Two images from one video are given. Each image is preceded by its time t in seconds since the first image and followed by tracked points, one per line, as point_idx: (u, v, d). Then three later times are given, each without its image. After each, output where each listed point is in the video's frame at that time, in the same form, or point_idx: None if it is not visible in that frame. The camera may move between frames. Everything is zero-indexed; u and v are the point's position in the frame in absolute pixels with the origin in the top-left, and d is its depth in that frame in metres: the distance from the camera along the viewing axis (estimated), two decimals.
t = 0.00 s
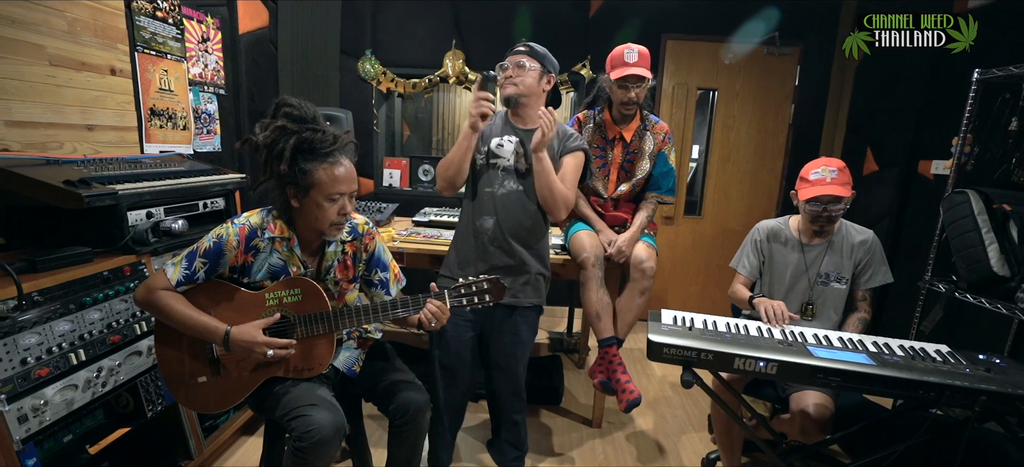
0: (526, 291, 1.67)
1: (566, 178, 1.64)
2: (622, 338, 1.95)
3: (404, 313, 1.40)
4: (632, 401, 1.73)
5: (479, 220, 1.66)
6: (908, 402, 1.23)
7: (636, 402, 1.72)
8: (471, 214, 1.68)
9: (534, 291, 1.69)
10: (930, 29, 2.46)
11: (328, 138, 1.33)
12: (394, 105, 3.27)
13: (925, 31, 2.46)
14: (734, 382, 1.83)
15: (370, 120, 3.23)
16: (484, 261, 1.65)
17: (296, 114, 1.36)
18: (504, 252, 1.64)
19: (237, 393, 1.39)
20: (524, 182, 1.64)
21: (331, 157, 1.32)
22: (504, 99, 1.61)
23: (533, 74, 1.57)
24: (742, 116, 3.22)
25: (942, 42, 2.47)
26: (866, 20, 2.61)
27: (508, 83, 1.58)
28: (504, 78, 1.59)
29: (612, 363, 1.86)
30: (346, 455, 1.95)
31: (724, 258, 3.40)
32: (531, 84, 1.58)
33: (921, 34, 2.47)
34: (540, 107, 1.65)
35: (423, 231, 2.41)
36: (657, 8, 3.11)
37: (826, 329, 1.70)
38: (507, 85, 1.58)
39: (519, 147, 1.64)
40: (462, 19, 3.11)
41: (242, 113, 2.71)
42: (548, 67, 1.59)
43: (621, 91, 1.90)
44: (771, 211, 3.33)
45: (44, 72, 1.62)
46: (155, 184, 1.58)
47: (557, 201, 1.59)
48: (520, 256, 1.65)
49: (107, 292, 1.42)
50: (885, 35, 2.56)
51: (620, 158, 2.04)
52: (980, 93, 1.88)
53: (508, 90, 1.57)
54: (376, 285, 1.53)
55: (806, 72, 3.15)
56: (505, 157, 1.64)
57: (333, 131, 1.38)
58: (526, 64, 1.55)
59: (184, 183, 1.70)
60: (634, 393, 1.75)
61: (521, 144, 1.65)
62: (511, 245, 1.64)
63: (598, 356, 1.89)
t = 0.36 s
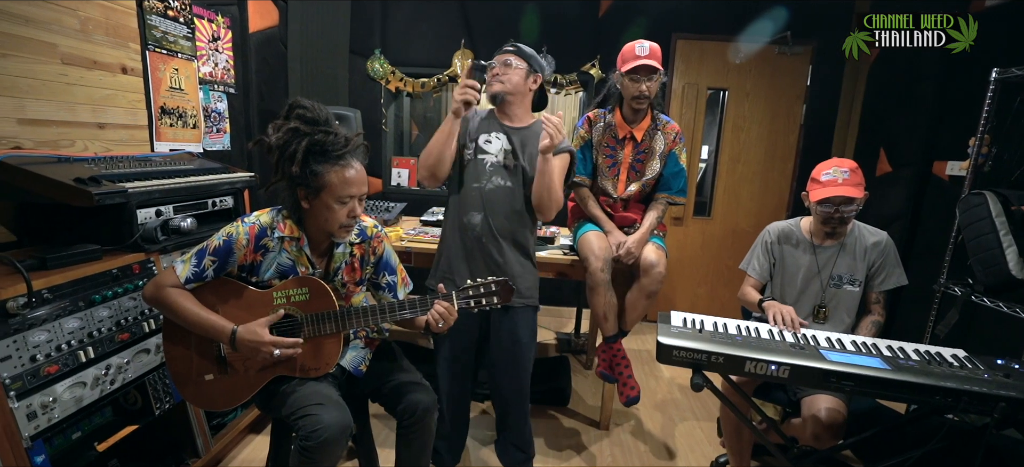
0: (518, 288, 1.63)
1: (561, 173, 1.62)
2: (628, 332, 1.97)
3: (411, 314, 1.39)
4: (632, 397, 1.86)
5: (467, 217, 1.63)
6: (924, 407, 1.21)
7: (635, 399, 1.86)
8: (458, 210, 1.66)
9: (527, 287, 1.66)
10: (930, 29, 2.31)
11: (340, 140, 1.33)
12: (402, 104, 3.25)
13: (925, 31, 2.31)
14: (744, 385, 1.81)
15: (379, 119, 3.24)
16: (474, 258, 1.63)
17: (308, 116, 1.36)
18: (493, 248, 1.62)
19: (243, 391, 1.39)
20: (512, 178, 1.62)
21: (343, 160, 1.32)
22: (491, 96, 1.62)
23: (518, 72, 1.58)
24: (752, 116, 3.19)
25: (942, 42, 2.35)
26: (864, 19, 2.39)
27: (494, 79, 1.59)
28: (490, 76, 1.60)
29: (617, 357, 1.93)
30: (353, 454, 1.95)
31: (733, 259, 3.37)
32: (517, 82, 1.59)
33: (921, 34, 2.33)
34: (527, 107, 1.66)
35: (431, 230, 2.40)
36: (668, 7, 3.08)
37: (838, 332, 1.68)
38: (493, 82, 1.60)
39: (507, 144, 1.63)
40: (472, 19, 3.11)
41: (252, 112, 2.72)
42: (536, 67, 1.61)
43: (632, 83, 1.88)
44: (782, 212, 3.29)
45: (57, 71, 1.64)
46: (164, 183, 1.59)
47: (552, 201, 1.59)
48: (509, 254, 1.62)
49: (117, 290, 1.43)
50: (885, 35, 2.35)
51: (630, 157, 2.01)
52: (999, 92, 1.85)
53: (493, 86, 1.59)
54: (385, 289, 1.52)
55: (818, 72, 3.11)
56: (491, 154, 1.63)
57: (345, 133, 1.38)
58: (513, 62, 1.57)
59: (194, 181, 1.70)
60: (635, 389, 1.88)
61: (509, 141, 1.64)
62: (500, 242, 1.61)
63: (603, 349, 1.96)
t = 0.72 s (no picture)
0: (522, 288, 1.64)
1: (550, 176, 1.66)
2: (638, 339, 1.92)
3: (416, 313, 1.38)
4: (645, 404, 1.77)
5: (469, 221, 1.61)
6: (937, 408, 1.19)
7: (649, 405, 1.77)
8: (459, 215, 1.63)
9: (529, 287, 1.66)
10: (929, 29, 2.20)
11: (344, 134, 1.32)
12: (409, 104, 3.27)
13: (925, 31, 2.20)
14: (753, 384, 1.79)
15: (385, 119, 3.24)
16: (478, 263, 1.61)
17: (311, 111, 1.36)
18: (498, 251, 1.60)
19: (250, 390, 1.39)
20: (511, 179, 1.64)
21: (346, 154, 1.31)
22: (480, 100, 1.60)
23: (506, 71, 1.58)
24: (761, 113, 3.15)
25: (942, 42, 2.24)
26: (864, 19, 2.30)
27: (482, 80, 1.57)
28: (476, 78, 1.58)
29: (626, 363, 1.86)
30: (359, 454, 1.95)
31: (742, 258, 3.34)
32: (505, 81, 1.58)
33: (921, 34, 2.21)
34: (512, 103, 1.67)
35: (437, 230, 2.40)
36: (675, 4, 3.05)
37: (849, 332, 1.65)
38: (481, 85, 1.57)
39: (501, 145, 1.64)
40: (477, 18, 3.10)
41: (258, 112, 2.73)
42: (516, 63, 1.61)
43: (644, 101, 1.85)
44: (791, 210, 3.26)
45: (64, 71, 1.64)
46: (171, 182, 1.59)
47: (548, 201, 1.63)
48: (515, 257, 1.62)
49: (124, 289, 1.43)
50: (885, 35, 2.25)
51: (637, 156, 1.99)
52: (1015, 87, 1.81)
53: (484, 89, 1.57)
54: (385, 283, 1.52)
55: (828, 69, 3.07)
56: (488, 157, 1.63)
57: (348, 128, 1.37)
58: (498, 60, 1.56)
59: (200, 180, 1.71)
60: (647, 395, 1.79)
61: (501, 142, 1.65)
62: (506, 245, 1.61)
63: (613, 356, 1.89)
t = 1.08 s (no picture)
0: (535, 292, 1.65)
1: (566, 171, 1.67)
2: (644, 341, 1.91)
3: (420, 312, 1.38)
4: (650, 405, 1.69)
5: (489, 227, 1.60)
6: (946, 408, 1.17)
7: (654, 406, 1.69)
8: (476, 220, 1.62)
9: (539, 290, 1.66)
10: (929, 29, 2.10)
11: (342, 134, 1.32)
12: (413, 104, 3.23)
13: (925, 31, 2.09)
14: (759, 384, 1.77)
15: (388, 119, 3.24)
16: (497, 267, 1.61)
17: (308, 112, 1.36)
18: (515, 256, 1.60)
19: (254, 390, 1.39)
20: (527, 180, 1.63)
21: (347, 153, 1.31)
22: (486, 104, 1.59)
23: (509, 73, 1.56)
24: (766, 111, 3.13)
25: (942, 42, 2.15)
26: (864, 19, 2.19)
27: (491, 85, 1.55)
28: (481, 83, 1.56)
29: (632, 365, 1.82)
30: (363, 454, 1.94)
31: (747, 257, 3.32)
32: (511, 82, 1.57)
33: (920, 34, 2.10)
34: (517, 103, 1.65)
35: (441, 229, 2.40)
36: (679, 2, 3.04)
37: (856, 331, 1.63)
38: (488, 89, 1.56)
39: (513, 147, 1.63)
40: (480, 17, 3.10)
41: (262, 113, 2.73)
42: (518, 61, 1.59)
43: (649, 93, 1.84)
44: (797, 209, 3.23)
45: (69, 73, 1.65)
46: (175, 183, 1.59)
47: (566, 196, 1.65)
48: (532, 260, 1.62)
49: (128, 290, 1.43)
50: (885, 35, 2.13)
51: (643, 155, 1.98)
52: None
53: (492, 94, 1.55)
54: (385, 284, 1.51)
55: (833, 66, 3.05)
56: (501, 161, 1.61)
57: (347, 128, 1.37)
58: (502, 63, 1.53)
59: (204, 181, 1.71)
60: (653, 397, 1.72)
61: (513, 144, 1.63)
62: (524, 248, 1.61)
63: (619, 357, 1.86)
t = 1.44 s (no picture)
0: (562, 297, 1.63)
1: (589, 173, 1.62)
2: (644, 330, 1.94)
3: (423, 316, 1.38)
4: (648, 396, 1.85)
5: (508, 233, 1.60)
6: (956, 409, 1.16)
7: (651, 398, 1.85)
8: (495, 229, 1.62)
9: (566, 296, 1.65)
10: (930, 29, 2.20)
11: (343, 139, 1.32)
12: (416, 106, 3.29)
13: (925, 32, 2.20)
14: (765, 385, 1.76)
15: (392, 121, 3.25)
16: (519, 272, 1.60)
17: (309, 118, 1.36)
18: (537, 259, 1.60)
19: (260, 390, 1.39)
20: (547, 187, 1.60)
21: (349, 159, 1.31)
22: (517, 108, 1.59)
23: (545, 80, 1.56)
24: (772, 110, 3.12)
25: (942, 42, 2.23)
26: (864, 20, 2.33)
27: (524, 91, 1.55)
28: (515, 86, 1.55)
29: (633, 356, 1.92)
30: (368, 455, 1.94)
31: (753, 257, 3.30)
32: (546, 90, 1.57)
33: (921, 34, 2.20)
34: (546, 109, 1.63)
35: (445, 230, 2.39)
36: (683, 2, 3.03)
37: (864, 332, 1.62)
38: (521, 94, 1.55)
39: (533, 153, 1.61)
40: (483, 18, 3.09)
41: (267, 115, 2.75)
42: (554, 67, 1.58)
43: (653, 99, 1.84)
44: (803, 208, 3.21)
45: (76, 77, 1.66)
46: (181, 186, 1.60)
47: (591, 200, 1.60)
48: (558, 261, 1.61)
49: (135, 292, 1.44)
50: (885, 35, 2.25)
51: (647, 155, 1.96)
52: None
53: (525, 99, 1.54)
54: (387, 286, 1.51)
55: (840, 64, 3.03)
56: (519, 168, 1.60)
57: (348, 131, 1.37)
58: (539, 69, 1.53)
59: (210, 183, 1.72)
60: (651, 388, 1.87)
61: (535, 150, 1.61)
62: (546, 250, 1.60)
63: (621, 348, 1.95)
